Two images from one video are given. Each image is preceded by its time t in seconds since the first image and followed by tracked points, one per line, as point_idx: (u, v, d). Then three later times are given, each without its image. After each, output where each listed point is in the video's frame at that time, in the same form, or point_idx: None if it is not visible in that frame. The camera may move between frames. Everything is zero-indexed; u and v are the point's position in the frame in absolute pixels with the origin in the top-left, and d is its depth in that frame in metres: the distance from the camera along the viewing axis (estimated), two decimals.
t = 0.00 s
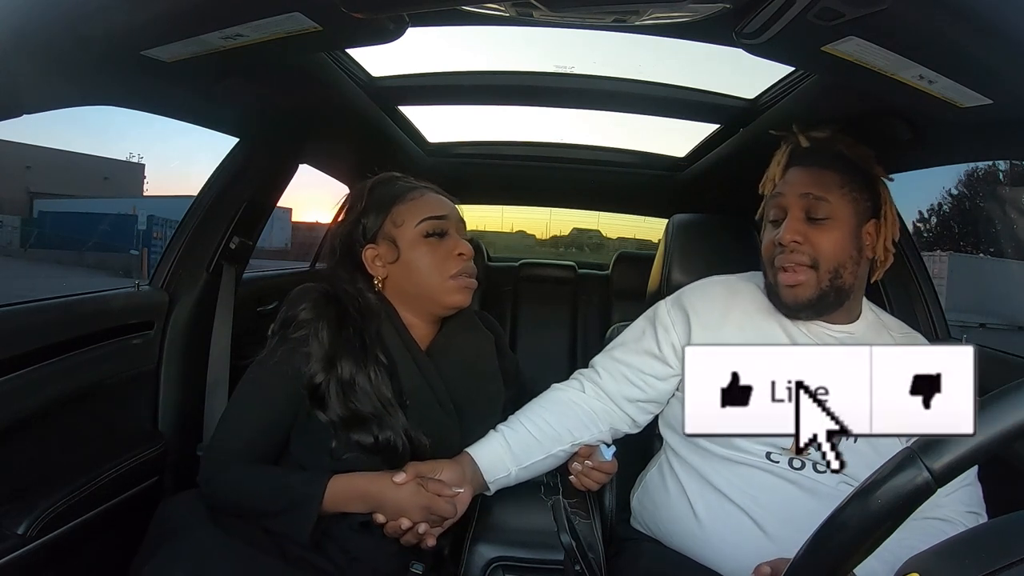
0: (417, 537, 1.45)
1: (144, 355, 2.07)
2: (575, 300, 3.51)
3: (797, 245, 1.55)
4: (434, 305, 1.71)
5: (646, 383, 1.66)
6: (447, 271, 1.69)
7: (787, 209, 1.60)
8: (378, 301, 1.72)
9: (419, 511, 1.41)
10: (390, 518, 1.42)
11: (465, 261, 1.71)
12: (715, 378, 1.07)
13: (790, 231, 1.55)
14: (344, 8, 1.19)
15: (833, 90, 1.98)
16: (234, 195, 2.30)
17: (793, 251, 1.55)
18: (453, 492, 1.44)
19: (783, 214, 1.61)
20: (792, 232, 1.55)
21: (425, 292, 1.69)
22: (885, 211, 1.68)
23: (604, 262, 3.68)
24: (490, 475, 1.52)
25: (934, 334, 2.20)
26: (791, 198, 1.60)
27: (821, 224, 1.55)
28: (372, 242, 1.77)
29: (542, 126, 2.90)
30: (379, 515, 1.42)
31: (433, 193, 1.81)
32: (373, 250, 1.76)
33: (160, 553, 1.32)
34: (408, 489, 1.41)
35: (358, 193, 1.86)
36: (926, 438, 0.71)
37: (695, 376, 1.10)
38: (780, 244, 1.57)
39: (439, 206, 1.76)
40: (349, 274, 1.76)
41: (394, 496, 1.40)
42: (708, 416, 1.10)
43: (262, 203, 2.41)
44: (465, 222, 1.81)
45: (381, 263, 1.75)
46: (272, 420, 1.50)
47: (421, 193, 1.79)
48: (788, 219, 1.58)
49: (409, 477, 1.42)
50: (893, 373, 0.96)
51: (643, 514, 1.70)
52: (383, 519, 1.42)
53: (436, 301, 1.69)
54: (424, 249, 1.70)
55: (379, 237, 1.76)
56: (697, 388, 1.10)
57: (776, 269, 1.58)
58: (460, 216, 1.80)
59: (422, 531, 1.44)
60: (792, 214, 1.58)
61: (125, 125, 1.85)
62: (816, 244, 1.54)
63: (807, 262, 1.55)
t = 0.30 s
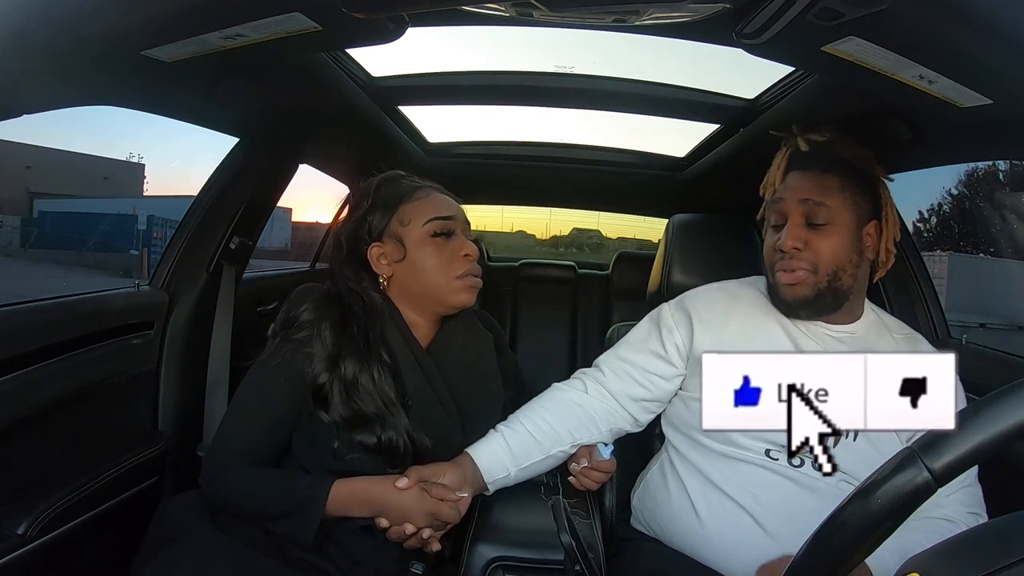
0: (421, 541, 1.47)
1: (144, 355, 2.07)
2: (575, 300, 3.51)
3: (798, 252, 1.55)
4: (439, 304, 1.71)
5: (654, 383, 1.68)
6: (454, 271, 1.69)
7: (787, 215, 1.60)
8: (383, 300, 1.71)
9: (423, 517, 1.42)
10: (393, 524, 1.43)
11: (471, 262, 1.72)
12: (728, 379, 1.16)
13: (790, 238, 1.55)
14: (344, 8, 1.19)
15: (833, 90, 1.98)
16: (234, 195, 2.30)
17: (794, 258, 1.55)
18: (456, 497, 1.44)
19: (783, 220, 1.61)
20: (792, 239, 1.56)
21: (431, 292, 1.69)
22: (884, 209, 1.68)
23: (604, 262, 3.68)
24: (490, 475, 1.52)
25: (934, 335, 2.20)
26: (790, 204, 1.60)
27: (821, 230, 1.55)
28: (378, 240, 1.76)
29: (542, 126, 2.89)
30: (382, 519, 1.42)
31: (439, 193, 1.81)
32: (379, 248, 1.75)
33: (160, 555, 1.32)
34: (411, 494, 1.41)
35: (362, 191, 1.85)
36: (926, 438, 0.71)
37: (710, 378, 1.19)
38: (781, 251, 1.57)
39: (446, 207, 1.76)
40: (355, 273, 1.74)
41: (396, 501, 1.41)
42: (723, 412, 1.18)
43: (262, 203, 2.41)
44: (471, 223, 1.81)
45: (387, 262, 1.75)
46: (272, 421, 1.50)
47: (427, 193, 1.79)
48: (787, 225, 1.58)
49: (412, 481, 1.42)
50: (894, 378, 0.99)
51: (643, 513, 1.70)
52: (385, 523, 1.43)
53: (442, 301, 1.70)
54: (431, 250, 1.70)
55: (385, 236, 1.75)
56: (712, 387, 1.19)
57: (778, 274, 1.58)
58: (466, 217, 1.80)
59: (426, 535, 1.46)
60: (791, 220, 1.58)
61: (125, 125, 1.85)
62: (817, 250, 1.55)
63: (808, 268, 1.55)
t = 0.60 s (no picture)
0: (420, 544, 1.47)
1: (144, 355, 2.07)
2: (575, 300, 3.51)
3: (793, 253, 1.53)
4: (440, 304, 1.71)
5: (649, 383, 1.66)
6: (454, 271, 1.69)
7: (781, 216, 1.58)
8: (382, 301, 1.71)
9: (422, 519, 1.42)
10: (393, 525, 1.43)
11: (470, 261, 1.73)
12: (715, 378, 0.91)
13: (785, 238, 1.53)
14: (344, 8, 1.19)
15: (833, 91, 1.98)
16: (234, 194, 2.30)
17: (789, 259, 1.54)
18: (455, 499, 1.44)
19: (778, 220, 1.59)
20: (787, 240, 1.54)
21: (431, 291, 1.69)
22: (879, 208, 1.69)
23: (604, 262, 3.68)
24: (488, 476, 1.52)
25: (934, 334, 2.19)
26: (785, 204, 1.58)
27: (816, 230, 1.53)
28: (377, 241, 1.76)
29: (542, 126, 2.89)
30: (381, 521, 1.43)
31: (437, 194, 1.81)
32: (378, 249, 1.75)
33: (160, 555, 1.32)
34: (411, 496, 1.41)
35: (360, 192, 1.85)
36: (926, 437, 0.71)
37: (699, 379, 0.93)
38: (776, 252, 1.56)
39: (444, 207, 1.76)
40: (355, 274, 1.74)
41: (396, 503, 1.41)
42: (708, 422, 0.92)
43: (262, 203, 2.41)
44: (469, 223, 1.82)
45: (386, 262, 1.75)
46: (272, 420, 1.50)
47: (426, 193, 1.79)
48: (782, 225, 1.57)
49: (411, 483, 1.42)
50: (897, 377, 0.84)
51: (643, 513, 1.70)
52: (385, 525, 1.43)
53: (442, 300, 1.70)
54: (431, 250, 1.70)
55: (384, 236, 1.75)
56: (697, 388, 0.93)
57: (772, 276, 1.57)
58: (464, 217, 1.80)
59: (424, 537, 1.46)
60: (786, 220, 1.56)
61: (125, 125, 1.85)
62: (811, 250, 1.53)
63: (803, 268, 1.54)
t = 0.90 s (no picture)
0: (421, 547, 1.47)
1: (144, 355, 2.07)
2: (575, 300, 3.51)
3: (799, 253, 1.54)
4: (443, 304, 1.71)
5: (651, 383, 1.66)
6: (457, 271, 1.70)
7: (787, 215, 1.59)
8: (385, 302, 1.71)
9: (425, 524, 1.42)
10: (394, 528, 1.43)
11: (473, 262, 1.73)
12: (714, 378, 1.01)
13: (791, 238, 1.55)
14: (344, 8, 1.19)
15: (833, 91, 1.98)
16: (234, 194, 2.30)
17: (795, 259, 1.55)
18: (457, 502, 1.44)
19: (784, 220, 1.60)
20: (793, 240, 1.55)
21: (434, 292, 1.69)
22: (884, 209, 1.69)
23: (604, 262, 3.68)
24: (489, 477, 1.51)
25: (934, 334, 2.20)
26: (791, 204, 1.59)
27: (822, 230, 1.54)
28: (380, 241, 1.76)
29: (541, 126, 2.89)
30: (383, 525, 1.43)
31: (440, 194, 1.81)
32: (382, 249, 1.75)
33: (160, 556, 1.32)
34: (413, 500, 1.41)
35: (363, 193, 1.85)
36: (926, 438, 0.71)
37: (695, 377, 1.03)
38: (782, 252, 1.56)
39: (448, 207, 1.76)
40: (357, 274, 1.74)
41: (399, 507, 1.41)
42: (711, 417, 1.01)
43: (262, 203, 2.41)
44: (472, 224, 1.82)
45: (389, 263, 1.75)
46: (272, 421, 1.50)
47: (429, 193, 1.79)
48: (788, 226, 1.58)
49: (413, 487, 1.42)
50: (896, 375, 0.88)
51: (643, 513, 1.70)
52: (387, 529, 1.43)
53: (445, 300, 1.70)
54: (435, 250, 1.70)
55: (388, 236, 1.75)
56: (697, 388, 1.03)
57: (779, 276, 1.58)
58: (467, 217, 1.80)
59: (426, 541, 1.46)
60: (792, 220, 1.57)
61: (125, 125, 1.85)
62: (818, 250, 1.54)
63: (810, 269, 1.55)
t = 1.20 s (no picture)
0: (422, 546, 1.47)
1: (144, 355, 2.07)
2: (575, 300, 3.51)
3: (802, 254, 1.55)
4: (443, 303, 1.71)
5: (653, 383, 1.68)
6: (457, 269, 1.70)
7: (789, 217, 1.59)
8: (386, 301, 1.71)
9: (425, 523, 1.42)
10: (395, 528, 1.43)
11: (473, 260, 1.73)
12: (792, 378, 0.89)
13: (794, 240, 1.55)
14: (344, 8, 1.19)
15: (833, 91, 1.98)
16: (234, 194, 2.30)
17: (798, 260, 1.55)
18: (457, 502, 1.44)
19: (786, 221, 1.60)
20: (796, 242, 1.55)
21: (434, 290, 1.69)
22: (884, 209, 1.69)
23: (604, 262, 3.68)
24: (489, 476, 1.51)
25: (934, 335, 2.20)
26: (793, 205, 1.59)
27: (824, 231, 1.55)
28: (380, 241, 1.76)
29: (542, 126, 2.89)
30: (383, 524, 1.43)
31: (439, 194, 1.82)
32: (382, 248, 1.75)
33: (160, 556, 1.32)
34: (414, 499, 1.41)
35: (362, 194, 1.85)
36: (925, 438, 0.71)
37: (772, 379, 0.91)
38: (784, 253, 1.57)
39: (446, 206, 1.77)
40: (357, 274, 1.74)
41: (399, 506, 1.41)
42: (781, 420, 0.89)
43: (262, 203, 2.41)
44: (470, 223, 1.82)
45: (389, 262, 1.75)
46: (272, 420, 1.50)
47: (428, 193, 1.79)
48: (790, 227, 1.58)
49: (414, 487, 1.42)
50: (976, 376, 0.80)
51: (643, 513, 1.70)
52: (387, 528, 1.43)
53: (445, 299, 1.70)
54: (434, 249, 1.71)
55: (388, 236, 1.75)
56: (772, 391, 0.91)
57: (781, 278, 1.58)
58: (466, 217, 1.81)
59: (427, 540, 1.46)
60: (794, 221, 1.58)
61: (125, 125, 1.85)
62: (820, 251, 1.55)
63: (813, 270, 1.55)
